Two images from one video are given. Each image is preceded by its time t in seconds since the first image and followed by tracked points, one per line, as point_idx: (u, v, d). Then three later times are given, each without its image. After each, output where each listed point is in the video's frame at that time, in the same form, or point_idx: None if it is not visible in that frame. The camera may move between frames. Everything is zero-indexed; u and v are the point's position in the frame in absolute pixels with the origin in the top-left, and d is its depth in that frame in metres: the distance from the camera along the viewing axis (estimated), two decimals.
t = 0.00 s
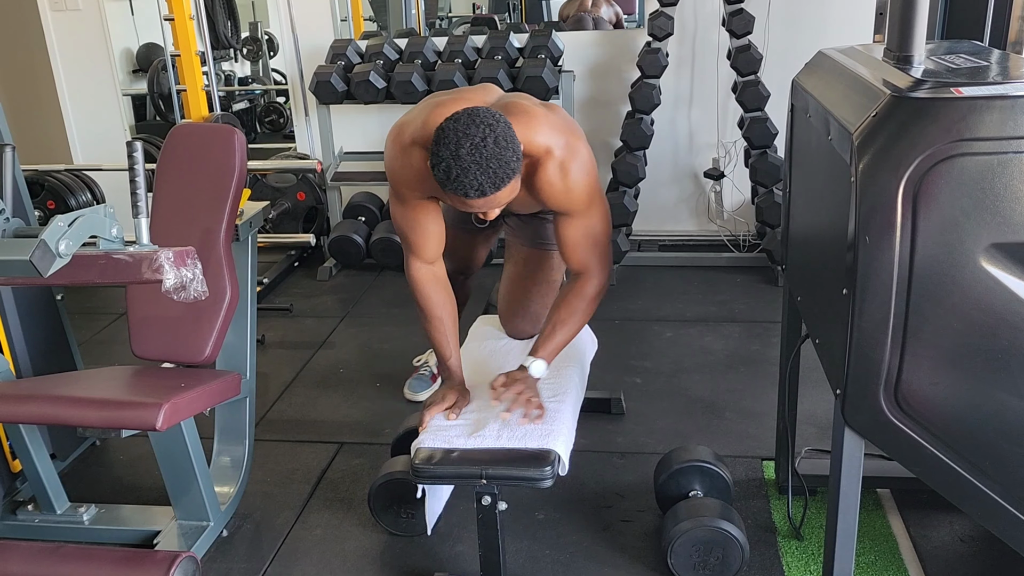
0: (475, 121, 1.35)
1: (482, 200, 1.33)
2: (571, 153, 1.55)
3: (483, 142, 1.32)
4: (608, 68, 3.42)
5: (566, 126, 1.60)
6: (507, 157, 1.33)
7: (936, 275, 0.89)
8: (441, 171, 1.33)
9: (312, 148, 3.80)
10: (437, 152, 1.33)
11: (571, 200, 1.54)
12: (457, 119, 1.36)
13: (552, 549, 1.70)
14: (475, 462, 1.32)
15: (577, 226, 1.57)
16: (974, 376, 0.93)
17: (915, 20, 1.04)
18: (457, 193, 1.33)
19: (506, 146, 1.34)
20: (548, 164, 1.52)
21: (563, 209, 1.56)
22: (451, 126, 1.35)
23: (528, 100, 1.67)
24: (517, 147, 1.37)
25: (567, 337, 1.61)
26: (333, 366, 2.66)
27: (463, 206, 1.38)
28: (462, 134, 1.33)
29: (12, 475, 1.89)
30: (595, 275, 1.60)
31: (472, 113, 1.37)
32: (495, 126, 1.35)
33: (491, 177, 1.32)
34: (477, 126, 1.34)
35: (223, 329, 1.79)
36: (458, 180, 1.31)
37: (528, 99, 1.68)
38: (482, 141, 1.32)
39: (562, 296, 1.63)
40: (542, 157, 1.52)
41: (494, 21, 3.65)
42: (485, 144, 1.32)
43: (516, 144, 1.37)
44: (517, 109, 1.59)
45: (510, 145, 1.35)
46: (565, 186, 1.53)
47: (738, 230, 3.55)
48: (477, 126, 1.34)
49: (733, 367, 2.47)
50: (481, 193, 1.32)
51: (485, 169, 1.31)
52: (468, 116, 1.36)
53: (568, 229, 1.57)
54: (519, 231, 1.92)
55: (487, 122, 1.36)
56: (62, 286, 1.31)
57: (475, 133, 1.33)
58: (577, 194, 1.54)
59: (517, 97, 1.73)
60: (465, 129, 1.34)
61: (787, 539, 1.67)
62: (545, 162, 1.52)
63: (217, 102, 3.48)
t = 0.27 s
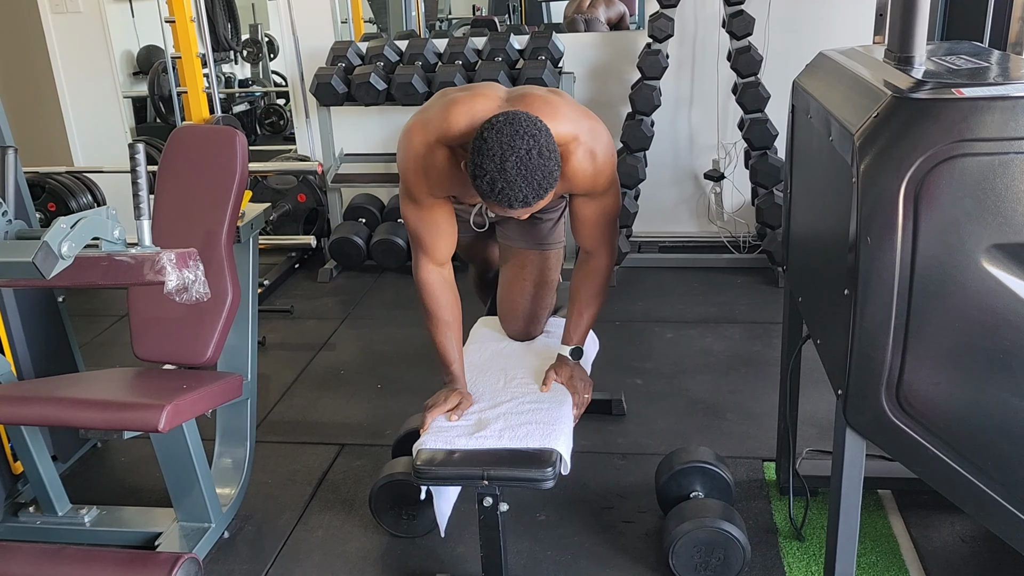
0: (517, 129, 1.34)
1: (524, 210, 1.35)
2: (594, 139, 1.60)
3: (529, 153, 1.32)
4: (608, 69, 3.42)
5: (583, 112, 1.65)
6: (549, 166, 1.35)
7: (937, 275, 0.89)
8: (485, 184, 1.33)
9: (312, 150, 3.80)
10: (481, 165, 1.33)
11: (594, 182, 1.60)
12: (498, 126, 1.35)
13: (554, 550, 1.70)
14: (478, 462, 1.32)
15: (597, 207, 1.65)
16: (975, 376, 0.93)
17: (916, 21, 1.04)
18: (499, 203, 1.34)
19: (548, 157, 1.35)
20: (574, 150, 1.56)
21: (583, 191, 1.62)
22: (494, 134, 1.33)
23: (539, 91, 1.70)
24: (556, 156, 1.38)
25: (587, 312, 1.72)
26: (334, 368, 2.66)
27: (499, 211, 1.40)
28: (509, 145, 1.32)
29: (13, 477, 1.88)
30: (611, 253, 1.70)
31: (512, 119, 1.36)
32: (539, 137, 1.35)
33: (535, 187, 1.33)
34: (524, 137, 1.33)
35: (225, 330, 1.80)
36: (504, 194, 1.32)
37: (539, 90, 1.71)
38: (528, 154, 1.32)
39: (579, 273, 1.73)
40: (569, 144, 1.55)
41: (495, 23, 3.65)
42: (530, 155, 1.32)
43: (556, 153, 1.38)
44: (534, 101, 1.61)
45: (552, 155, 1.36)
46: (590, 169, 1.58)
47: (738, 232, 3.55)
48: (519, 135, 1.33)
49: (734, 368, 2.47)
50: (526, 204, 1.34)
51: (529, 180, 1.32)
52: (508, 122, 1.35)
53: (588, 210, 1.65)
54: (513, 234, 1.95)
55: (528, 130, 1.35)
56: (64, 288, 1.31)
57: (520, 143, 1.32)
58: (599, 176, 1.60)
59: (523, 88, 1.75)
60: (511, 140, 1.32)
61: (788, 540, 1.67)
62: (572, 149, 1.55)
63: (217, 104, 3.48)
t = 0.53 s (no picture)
0: (510, 143, 1.34)
1: (515, 216, 1.38)
2: (585, 126, 1.62)
3: (521, 169, 1.33)
4: (608, 71, 3.43)
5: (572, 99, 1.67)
6: (540, 179, 1.36)
7: (936, 276, 0.89)
8: (478, 196, 1.34)
9: (313, 152, 3.81)
10: (474, 179, 1.34)
11: (580, 172, 1.62)
12: (491, 139, 1.34)
13: (554, 552, 1.70)
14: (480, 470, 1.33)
15: (584, 196, 1.66)
16: (975, 377, 0.93)
17: (915, 22, 1.05)
18: (493, 212, 1.37)
19: (541, 168, 1.36)
20: (565, 137, 1.58)
21: (570, 181, 1.64)
22: (488, 150, 1.33)
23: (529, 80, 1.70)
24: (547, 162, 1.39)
25: (580, 302, 1.73)
26: (334, 369, 2.66)
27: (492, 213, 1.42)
28: (502, 161, 1.32)
29: (13, 479, 1.88)
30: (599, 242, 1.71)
31: (505, 131, 1.35)
32: (532, 150, 1.35)
33: (525, 200, 1.36)
34: (516, 152, 1.33)
35: (226, 332, 1.80)
36: (496, 206, 1.34)
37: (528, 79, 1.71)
38: (520, 170, 1.33)
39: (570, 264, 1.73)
40: (559, 131, 1.58)
41: (495, 25, 3.66)
42: (522, 172, 1.33)
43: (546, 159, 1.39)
44: (522, 89, 1.61)
45: (543, 163, 1.37)
46: (577, 158, 1.61)
47: (739, 233, 3.54)
48: (511, 150, 1.33)
49: (734, 370, 2.47)
50: (517, 212, 1.37)
51: (521, 194, 1.34)
52: (501, 134, 1.35)
53: (575, 201, 1.67)
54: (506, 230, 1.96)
55: (520, 142, 1.35)
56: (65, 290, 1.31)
57: (513, 159, 1.33)
58: (586, 165, 1.62)
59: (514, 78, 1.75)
60: (505, 155, 1.32)
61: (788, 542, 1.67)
62: (560, 136, 1.58)
63: (218, 106, 3.48)
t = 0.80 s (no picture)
0: (498, 154, 1.35)
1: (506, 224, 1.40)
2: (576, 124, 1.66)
3: (508, 180, 1.34)
4: (609, 73, 3.43)
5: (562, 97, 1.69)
6: (527, 189, 1.37)
7: (936, 279, 0.89)
8: (468, 206, 1.36)
9: (314, 154, 3.81)
10: (463, 190, 1.35)
11: (569, 170, 1.65)
12: (479, 150, 1.35)
13: (554, 554, 1.70)
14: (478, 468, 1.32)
15: (574, 195, 1.68)
16: (975, 380, 0.93)
17: (915, 24, 1.05)
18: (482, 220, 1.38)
19: (530, 176, 1.37)
20: (557, 134, 1.63)
21: (561, 179, 1.67)
22: (476, 160, 1.34)
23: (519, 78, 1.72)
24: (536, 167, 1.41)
25: (575, 300, 1.72)
26: (335, 371, 2.66)
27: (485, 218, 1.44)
28: (490, 172, 1.33)
29: (14, 481, 1.88)
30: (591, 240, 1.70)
31: (494, 143, 1.36)
32: (519, 160, 1.36)
33: (513, 209, 1.37)
34: (502, 164, 1.34)
35: (227, 334, 1.80)
36: (486, 215, 1.36)
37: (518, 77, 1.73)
38: (507, 181, 1.34)
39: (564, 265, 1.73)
40: (549, 128, 1.62)
41: (496, 27, 3.67)
42: (509, 183, 1.34)
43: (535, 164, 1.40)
44: (511, 89, 1.65)
45: (532, 170, 1.38)
46: (567, 155, 1.64)
47: (740, 235, 3.53)
48: (498, 161, 1.34)
49: (735, 372, 2.47)
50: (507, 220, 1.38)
51: (508, 203, 1.35)
52: (489, 146, 1.35)
53: (566, 199, 1.69)
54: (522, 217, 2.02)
55: (508, 153, 1.35)
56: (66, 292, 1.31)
57: (499, 171, 1.34)
58: (576, 163, 1.65)
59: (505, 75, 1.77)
60: (493, 167, 1.34)
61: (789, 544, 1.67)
62: (551, 134, 1.62)
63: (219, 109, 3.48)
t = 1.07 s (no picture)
0: (503, 163, 1.36)
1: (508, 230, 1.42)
2: (585, 128, 1.68)
3: (512, 189, 1.36)
4: (610, 75, 3.43)
5: (572, 99, 1.72)
6: (531, 196, 1.39)
7: (937, 280, 0.89)
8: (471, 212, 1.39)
9: (316, 156, 3.80)
10: (468, 197, 1.37)
11: (579, 172, 1.68)
12: (485, 159, 1.37)
13: (556, 556, 1.70)
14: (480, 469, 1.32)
15: (583, 198, 1.70)
16: (976, 382, 0.93)
17: (916, 24, 1.05)
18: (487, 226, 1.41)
19: (533, 186, 1.39)
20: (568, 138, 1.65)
21: (571, 182, 1.69)
22: (481, 169, 1.36)
23: (528, 78, 1.74)
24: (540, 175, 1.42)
25: (579, 301, 1.71)
26: (337, 373, 2.66)
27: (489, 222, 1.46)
28: (495, 180, 1.35)
29: (17, 482, 1.88)
30: (599, 242, 1.72)
31: (499, 152, 1.37)
32: (524, 170, 1.38)
33: (517, 215, 1.39)
34: (507, 172, 1.36)
35: (229, 335, 1.81)
36: (489, 221, 1.39)
37: (528, 76, 1.75)
38: (511, 190, 1.36)
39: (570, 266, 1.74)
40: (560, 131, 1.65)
41: (498, 29, 3.67)
42: (513, 192, 1.36)
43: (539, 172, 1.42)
44: (522, 91, 1.67)
45: (535, 180, 1.40)
46: (577, 157, 1.66)
47: (742, 236, 3.54)
48: (503, 170, 1.36)
49: (737, 373, 2.47)
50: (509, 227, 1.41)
51: (511, 211, 1.38)
52: (495, 154, 1.37)
53: (576, 201, 1.70)
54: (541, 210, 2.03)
55: (513, 162, 1.37)
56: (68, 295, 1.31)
57: (504, 180, 1.36)
58: (585, 166, 1.67)
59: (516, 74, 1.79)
60: (497, 175, 1.36)
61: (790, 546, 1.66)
62: (561, 137, 1.65)
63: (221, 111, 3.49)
